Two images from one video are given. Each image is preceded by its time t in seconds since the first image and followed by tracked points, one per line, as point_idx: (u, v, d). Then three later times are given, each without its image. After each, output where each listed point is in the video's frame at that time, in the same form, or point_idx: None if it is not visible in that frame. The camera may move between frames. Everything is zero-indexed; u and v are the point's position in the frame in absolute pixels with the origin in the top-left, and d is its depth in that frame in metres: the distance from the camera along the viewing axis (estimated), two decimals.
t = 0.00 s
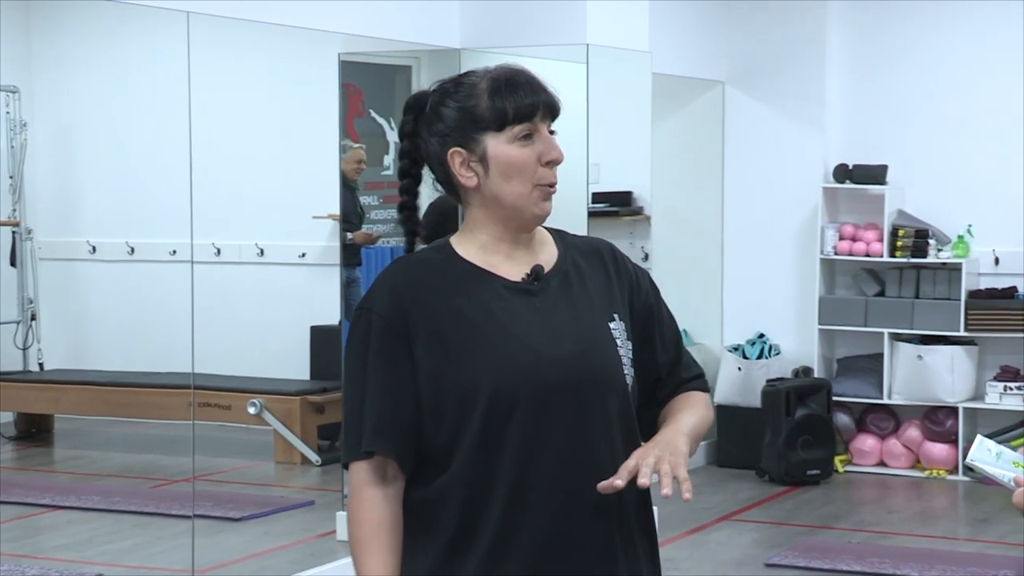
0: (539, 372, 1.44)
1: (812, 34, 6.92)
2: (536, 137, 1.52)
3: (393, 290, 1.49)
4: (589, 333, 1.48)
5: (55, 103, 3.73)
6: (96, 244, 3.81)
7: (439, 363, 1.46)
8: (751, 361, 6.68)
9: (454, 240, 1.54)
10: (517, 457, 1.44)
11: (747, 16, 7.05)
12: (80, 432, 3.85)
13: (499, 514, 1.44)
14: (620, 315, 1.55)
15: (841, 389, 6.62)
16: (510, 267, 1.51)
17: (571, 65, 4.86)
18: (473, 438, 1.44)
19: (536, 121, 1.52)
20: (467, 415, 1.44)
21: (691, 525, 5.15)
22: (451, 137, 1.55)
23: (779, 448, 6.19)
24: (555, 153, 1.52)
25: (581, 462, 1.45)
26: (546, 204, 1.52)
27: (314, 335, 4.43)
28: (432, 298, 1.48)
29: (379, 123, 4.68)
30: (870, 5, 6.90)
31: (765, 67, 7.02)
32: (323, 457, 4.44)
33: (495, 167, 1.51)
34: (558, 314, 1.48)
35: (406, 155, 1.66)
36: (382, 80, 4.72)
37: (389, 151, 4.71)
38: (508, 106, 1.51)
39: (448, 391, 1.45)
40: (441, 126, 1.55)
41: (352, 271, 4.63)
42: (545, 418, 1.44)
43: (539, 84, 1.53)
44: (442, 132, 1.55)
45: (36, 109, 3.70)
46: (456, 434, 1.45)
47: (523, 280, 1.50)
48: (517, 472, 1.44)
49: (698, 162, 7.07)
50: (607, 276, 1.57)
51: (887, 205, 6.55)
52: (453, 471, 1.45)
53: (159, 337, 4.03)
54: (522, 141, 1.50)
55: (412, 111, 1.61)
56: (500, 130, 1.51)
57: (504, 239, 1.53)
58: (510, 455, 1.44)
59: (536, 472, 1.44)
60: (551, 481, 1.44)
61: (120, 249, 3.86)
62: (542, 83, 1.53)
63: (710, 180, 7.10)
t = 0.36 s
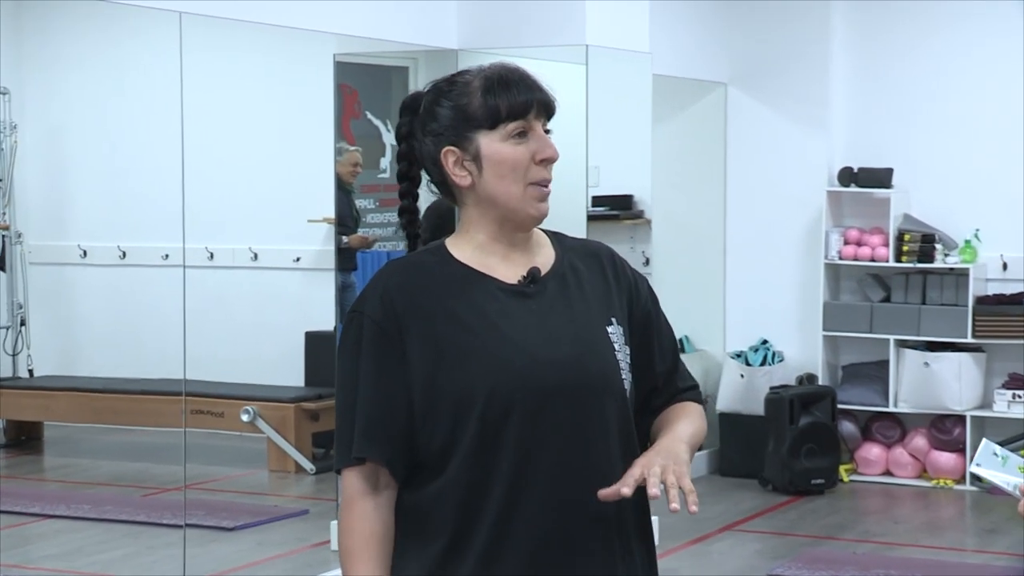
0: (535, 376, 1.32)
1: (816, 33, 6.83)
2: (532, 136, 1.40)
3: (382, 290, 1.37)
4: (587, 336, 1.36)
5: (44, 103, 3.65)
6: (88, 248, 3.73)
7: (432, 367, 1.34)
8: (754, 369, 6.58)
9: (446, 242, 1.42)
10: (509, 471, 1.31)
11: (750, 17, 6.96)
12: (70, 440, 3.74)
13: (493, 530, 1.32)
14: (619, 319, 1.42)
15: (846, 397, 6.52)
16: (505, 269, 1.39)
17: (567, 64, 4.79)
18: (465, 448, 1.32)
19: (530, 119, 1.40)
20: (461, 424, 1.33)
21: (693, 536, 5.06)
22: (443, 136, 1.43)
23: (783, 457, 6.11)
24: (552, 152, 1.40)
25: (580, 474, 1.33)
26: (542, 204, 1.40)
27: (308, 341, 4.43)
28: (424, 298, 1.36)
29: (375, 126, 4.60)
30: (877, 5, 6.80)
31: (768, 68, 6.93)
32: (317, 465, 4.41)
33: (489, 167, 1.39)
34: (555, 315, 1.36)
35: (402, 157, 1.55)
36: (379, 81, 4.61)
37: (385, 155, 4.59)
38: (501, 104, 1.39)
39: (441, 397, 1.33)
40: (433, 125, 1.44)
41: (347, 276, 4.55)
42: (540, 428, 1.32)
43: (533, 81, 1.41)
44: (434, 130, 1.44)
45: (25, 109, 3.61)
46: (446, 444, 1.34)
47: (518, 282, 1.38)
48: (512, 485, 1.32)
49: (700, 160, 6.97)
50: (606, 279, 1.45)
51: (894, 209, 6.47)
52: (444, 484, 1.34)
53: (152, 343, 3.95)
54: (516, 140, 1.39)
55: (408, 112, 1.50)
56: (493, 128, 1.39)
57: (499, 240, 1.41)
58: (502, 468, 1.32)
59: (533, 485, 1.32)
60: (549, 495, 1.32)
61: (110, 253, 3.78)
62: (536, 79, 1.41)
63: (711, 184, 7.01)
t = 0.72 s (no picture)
0: (542, 393, 1.23)
1: (825, 37, 6.75)
2: (545, 140, 1.29)
3: (386, 296, 1.29)
4: (599, 351, 1.26)
5: (40, 109, 3.57)
6: (84, 257, 3.66)
7: (436, 382, 1.25)
8: (763, 379, 6.50)
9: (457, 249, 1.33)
10: (510, 493, 1.23)
11: (758, 21, 6.88)
12: (65, 452, 3.66)
13: (491, 558, 1.23)
14: (637, 333, 1.33)
15: (857, 408, 6.44)
16: (516, 279, 1.30)
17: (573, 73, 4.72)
18: (467, 469, 1.23)
19: (545, 124, 1.30)
20: (464, 443, 1.24)
21: (701, 550, 4.98)
22: (454, 134, 1.34)
23: (792, 468, 6.03)
24: (565, 161, 1.29)
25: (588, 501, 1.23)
26: (551, 212, 1.29)
27: (308, 352, 4.34)
28: (429, 308, 1.27)
29: (375, 133, 4.46)
30: (888, 9, 6.72)
31: (777, 71, 6.85)
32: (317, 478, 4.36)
33: (495, 166, 1.30)
34: (567, 330, 1.27)
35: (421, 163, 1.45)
36: (379, 87, 4.48)
37: (387, 161, 4.46)
38: (515, 105, 1.29)
39: (444, 414, 1.25)
40: (449, 122, 1.35)
41: (348, 285, 4.42)
42: (545, 447, 1.23)
43: (553, 85, 1.31)
44: (446, 130, 1.35)
45: (20, 117, 3.53)
46: (448, 462, 1.25)
47: (529, 293, 1.29)
48: (516, 511, 1.23)
49: (709, 166, 6.88)
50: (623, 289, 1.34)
51: (905, 216, 6.38)
52: (445, 503, 1.25)
53: (149, 355, 3.87)
54: (526, 143, 1.29)
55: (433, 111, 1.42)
56: (504, 128, 1.30)
57: (509, 248, 1.31)
58: (503, 489, 1.23)
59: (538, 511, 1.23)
60: (552, 522, 1.23)
61: (107, 262, 3.72)
62: (555, 85, 1.31)
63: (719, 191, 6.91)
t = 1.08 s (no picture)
0: (533, 397, 1.35)
1: (825, 40, 6.71)
2: (558, 149, 1.40)
3: (395, 296, 1.40)
4: (593, 360, 1.39)
5: (29, 111, 3.51)
6: (76, 264, 3.60)
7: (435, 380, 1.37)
8: (765, 386, 6.45)
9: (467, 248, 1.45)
10: (499, 485, 1.35)
11: (758, 24, 6.84)
12: (57, 464, 3.60)
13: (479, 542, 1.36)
14: (636, 347, 1.45)
15: (859, 414, 6.40)
16: (520, 285, 1.42)
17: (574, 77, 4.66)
18: (458, 464, 1.36)
19: (560, 132, 1.40)
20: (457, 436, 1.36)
21: (704, 558, 4.94)
22: (474, 135, 1.44)
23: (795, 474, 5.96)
24: (576, 170, 1.40)
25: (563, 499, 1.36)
26: (559, 221, 1.41)
27: (304, 360, 4.23)
28: (432, 309, 1.39)
29: (371, 137, 4.48)
30: (889, 10, 6.68)
31: (777, 74, 6.80)
32: (315, 487, 4.33)
33: (507, 173, 1.40)
34: (562, 338, 1.39)
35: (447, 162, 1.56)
36: (375, 90, 4.50)
37: (383, 165, 4.53)
38: (533, 114, 1.40)
39: (441, 411, 1.36)
40: (470, 123, 1.45)
41: (344, 292, 4.37)
42: (535, 445, 1.35)
43: (576, 98, 1.41)
44: (465, 133, 1.45)
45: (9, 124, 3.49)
46: (444, 456, 1.37)
47: (532, 300, 1.41)
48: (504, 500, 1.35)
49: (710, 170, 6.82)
50: (629, 304, 1.47)
51: (908, 219, 6.33)
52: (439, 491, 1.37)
53: (140, 364, 3.81)
54: (540, 150, 1.39)
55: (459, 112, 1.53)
56: (519, 133, 1.40)
57: (516, 252, 1.43)
58: (494, 480, 1.35)
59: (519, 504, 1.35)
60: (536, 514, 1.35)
61: (98, 270, 3.66)
62: (579, 95, 1.41)
63: (720, 194, 6.85)
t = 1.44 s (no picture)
0: (522, 400, 1.35)
1: (824, 40, 6.70)
2: (548, 151, 1.41)
3: (384, 301, 1.40)
4: (584, 361, 1.39)
5: (27, 112, 3.50)
6: (73, 267, 3.60)
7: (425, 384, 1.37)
8: (764, 388, 6.45)
9: (458, 252, 1.45)
10: (492, 488, 1.35)
11: (757, 25, 6.84)
12: (52, 467, 3.59)
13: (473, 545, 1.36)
14: (629, 346, 1.45)
15: (858, 416, 6.39)
16: (513, 287, 1.42)
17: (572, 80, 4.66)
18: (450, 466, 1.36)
19: (549, 135, 1.41)
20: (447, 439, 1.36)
21: (702, 561, 4.94)
22: (463, 140, 1.45)
23: (794, 476, 5.96)
24: (566, 171, 1.40)
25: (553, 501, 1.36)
26: (551, 222, 1.41)
27: (302, 363, 4.20)
28: (421, 313, 1.39)
29: (368, 139, 4.50)
30: (888, 11, 6.67)
31: (776, 75, 6.80)
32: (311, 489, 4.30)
33: (498, 177, 1.40)
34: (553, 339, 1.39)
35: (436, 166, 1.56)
36: (372, 92, 4.51)
37: (380, 168, 4.53)
38: (520, 116, 1.40)
39: (431, 415, 1.37)
40: (458, 128, 1.46)
41: (342, 294, 4.37)
42: (527, 446, 1.35)
43: (562, 98, 1.42)
44: (454, 138, 1.46)
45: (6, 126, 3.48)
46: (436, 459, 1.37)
47: (523, 301, 1.41)
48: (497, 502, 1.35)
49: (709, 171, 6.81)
50: (620, 304, 1.46)
51: (906, 221, 6.33)
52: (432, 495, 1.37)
53: (137, 366, 3.81)
54: (530, 153, 1.40)
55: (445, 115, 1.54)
56: (509, 137, 1.41)
57: (508, 255, 1.43)
58: (487, 483, 1.35)
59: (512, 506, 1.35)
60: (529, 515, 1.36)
61: (96, 272, 3.65)
62: (565, 95, 1.42)
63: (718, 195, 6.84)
